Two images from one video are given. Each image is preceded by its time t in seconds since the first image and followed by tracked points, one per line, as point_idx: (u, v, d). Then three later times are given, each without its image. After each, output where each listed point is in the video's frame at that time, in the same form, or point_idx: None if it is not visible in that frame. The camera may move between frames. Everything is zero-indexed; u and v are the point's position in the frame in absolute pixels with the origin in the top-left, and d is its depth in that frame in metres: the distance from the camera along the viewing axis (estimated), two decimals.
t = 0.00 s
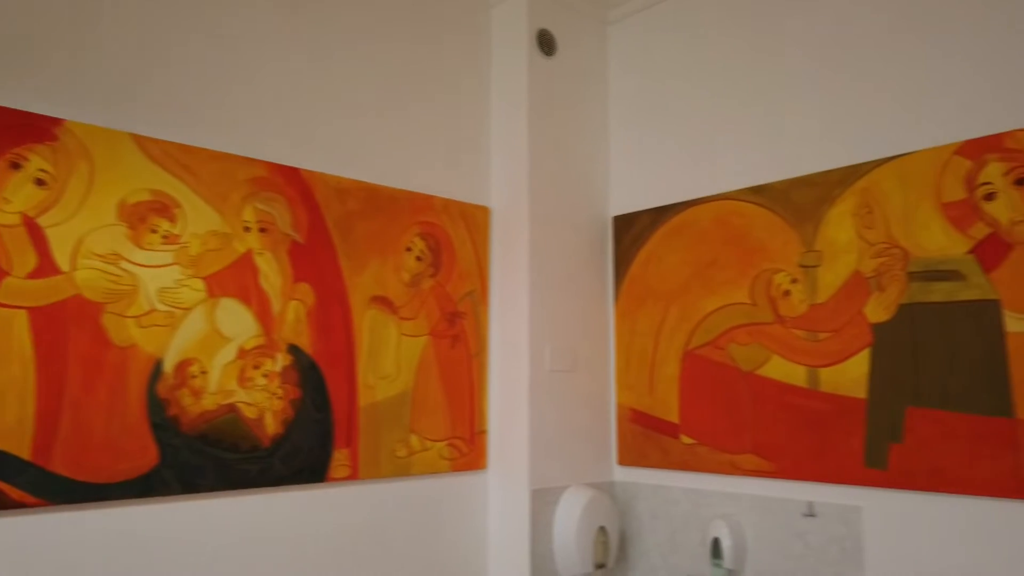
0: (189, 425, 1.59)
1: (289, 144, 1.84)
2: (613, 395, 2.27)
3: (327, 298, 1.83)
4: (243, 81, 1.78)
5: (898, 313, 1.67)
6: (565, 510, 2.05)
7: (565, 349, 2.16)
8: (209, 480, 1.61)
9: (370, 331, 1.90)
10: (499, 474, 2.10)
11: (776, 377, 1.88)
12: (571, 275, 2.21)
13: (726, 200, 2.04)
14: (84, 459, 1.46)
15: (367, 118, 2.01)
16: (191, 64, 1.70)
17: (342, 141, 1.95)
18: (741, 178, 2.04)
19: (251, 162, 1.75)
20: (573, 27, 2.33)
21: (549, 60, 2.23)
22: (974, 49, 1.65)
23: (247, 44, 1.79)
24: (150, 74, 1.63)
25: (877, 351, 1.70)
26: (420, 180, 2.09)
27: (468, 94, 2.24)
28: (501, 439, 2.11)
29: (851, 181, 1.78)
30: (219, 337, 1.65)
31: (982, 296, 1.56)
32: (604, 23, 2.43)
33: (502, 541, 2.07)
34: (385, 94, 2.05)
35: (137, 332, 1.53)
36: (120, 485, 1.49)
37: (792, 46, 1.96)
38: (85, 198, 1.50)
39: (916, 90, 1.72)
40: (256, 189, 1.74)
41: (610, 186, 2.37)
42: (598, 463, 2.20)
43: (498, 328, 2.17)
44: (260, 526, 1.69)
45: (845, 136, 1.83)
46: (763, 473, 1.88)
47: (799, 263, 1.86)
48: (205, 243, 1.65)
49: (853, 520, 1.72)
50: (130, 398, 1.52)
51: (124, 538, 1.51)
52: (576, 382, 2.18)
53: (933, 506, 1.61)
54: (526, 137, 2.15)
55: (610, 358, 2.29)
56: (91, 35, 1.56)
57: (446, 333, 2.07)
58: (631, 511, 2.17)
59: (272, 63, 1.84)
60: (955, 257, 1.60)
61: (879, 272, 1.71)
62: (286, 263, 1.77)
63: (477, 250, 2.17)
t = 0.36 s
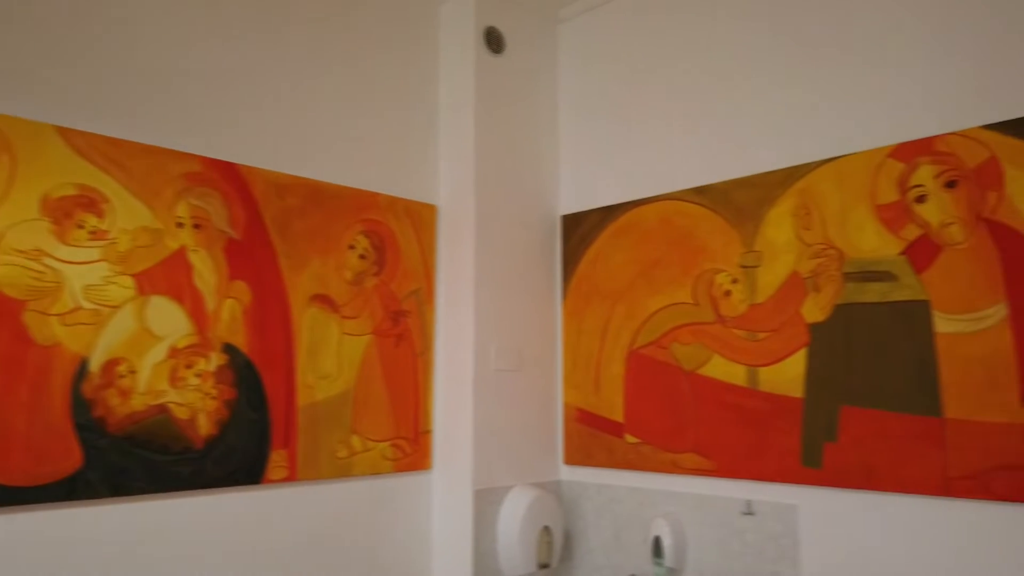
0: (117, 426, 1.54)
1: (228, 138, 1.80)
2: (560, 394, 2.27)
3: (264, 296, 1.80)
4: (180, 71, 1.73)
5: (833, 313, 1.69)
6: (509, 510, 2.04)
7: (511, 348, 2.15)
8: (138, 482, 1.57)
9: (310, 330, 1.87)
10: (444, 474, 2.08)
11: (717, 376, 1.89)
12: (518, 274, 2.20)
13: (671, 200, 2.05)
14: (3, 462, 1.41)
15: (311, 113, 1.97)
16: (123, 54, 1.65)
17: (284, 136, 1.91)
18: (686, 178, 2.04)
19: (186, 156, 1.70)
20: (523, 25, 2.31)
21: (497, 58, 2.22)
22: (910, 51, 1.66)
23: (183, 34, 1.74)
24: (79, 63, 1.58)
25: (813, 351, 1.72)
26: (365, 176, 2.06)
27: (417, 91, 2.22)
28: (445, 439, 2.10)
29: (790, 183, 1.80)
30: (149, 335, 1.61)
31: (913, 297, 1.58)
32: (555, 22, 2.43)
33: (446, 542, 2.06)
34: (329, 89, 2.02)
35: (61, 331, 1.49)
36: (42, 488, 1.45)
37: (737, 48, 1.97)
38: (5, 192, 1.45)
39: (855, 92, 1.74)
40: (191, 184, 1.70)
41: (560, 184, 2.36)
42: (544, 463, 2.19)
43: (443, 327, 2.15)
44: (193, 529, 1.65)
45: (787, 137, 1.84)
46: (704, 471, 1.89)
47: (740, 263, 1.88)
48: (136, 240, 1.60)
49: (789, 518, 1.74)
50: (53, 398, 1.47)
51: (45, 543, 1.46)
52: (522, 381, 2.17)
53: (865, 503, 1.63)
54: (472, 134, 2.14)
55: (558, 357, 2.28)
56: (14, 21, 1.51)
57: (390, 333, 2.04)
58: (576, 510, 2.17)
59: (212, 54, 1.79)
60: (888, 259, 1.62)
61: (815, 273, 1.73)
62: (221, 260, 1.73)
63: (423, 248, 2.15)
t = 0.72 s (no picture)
0: (38, 426, 1.49)
1: (162, 130, 1.75)
2: (506, 393, 2.26)
3: (198, 292, 1.76)
4: (111, 59, 1.67)
5: (769, 312, 1.71)
6: (451, 509, 2.03)
7: (455, 347, 2.13)
8: (61, 484, 1.52)
9: (246, 328, 1.84)
10: (386, 474, 2.06)
11: (658, 375, 1.90)
12: (463, 272, 2.19)
13: (615, 199, 2.05)
14: None
15: (250, 105, 1.93)
16: (50, 39, 1.58)
17: (222, 129, 1.86)
18: (630, 177, 2.05)
19: (115, 148, 1.65)
20: (469, 21, 2.30)
21: (442, 53, 2.20)
22: (844, 54, 1.68)
23: (115, 20, 1.68)
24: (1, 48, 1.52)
25: (749, 349, 1.74)
26: (306, 171, 2.03)
27: (361, 86, 2.19)
28: (387, 438, 2.07)
29: (729, 183, 1.81)
30: (74, 332, 1.56)
31: (845, 297, 1.60)
32: (502, 19, 2.41)
33: (387, 542, 2.04)
34: (270, 82, 1.98)
35: None
36: None
37: (680, 48, 1.98)
38: None
39: (792, 93, 1.75)
40: (120, 177, 1.65)
41: (507, 182, 2.35)
42: (489, 462, 2.18)
43: (387, 325, 2.13)
44: (121, 531, 1.60)
45: (727, 137, 1.85)
46: (644, 470, 1.90)
47: (681, 263, 1.89)
48: (60, 233, 1.55)
49: (726, 515, 1.75)
50: None
51: None
52: (466, 380, 2.15)
53: (798, 500, 1.65)
54: (417, 130, 2.11)
55: (503, 356, 2.27)
56: None
57: (331, 330, 2.01)
58: (520, 508, 2.17)
59: (145, 43, 1.73)
60: (821, 259, 1.64)
61: (752, 273, 1.75)
62: (152, 255, 1.69)
63: (366, 245, 2.12)
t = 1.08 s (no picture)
0: None
1: (100, 125, 1.72)
2: (452, 394, 2.26)
3: (135, 291, 1.73)
4: (45, 52, 1.64)
5: (706, 314, 1.75)
6: (395, 510, 2.02)
7: (401, 347, 2.13)
8: None
9: (185, 327, 1.81)
10: (329, 475, 2.05)
11: (600, 375, 1.93)
12: (410, 272, 2.19)
13: (560, 202, 2.07)
14: None
15: (192, 102, 1.90)
16: None
17: (163, 125, 1.84)
18: (575, 180, 2.07)
19: (48, 143, 1.62)
20: (418, 23, 2.30)
21: (390, 53, 2.20)
22: (780, 62, 1.72)
23: (50, 12, 1.65)
24: None
25: (687, 350, 1.77)
26: (250, 170, 2.01)
27: (308, 85, 2.18)
28: (330, 439, 2.06)
29: (670, 187, 1.85)
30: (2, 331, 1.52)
31: (778, 300, 1.65)
32: (451, 21, 2.42)
33: (329, 544, 2.02)
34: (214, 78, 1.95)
35: None
36: None
37: (623, 54, 2.02)
38: None
39: (730, 101, 1.79)
40: (53, 172, 1.62)
41: (455, 183, 2.36)
42: (434, 463, 2.18)
43: (332, 325, 2.12)
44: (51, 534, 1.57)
45: (669, 142, 1.89)
46: (586, 469, 1.92)
47: (623, 265, 1.92)
48: None
49: (664, 513, 1.78)
50: None
51: None
52: (412, 380, 2.15)
53: (733, 499, 1.69)
54: (364, 130, 2.11)
55: (450, 357, 2.28)
56: None
57: (273, 330, 2.00)
58: (465, 509, 2.18)
59: (83, 36, 1.70)
60: (756, 262, 1.69)
61: (691, 275, 1.79)
62: (87, 253, 1.65)
63: (311, 244, 2.11)
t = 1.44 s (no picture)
0: None
1: (45, 124, 1.70)
2: (404, 396, 2.28)
3: (80, 292, 1.72)
4: None
5: (651, 319, 1.80)
6: (345, 512, 2.03)
7: (352, 350, 2.14)
8: None
9: (131, 330, 1.80)
10: (278, 477, 2.05)
11: (549, 378, 1.96)
12: (363, 276, 2.20)
13: (511, 207, 2.11)
14: None
15: (141, 103, 1.89)
16: None
17: (111, 125, 1.82)
18: (526, 186, 2.10)
19: None
20: (373, 27, 2.32)
21: (344, 57, 2.21)
22: (723, 75, 1.77)
23: None
24: None
25: (632, 354, 1.82)
26: (201, 171, 2.00)
27: (261, 87, 2.17)
28: (280, 441, 2.07)
29: (617, 195, 1.89)
30: None
31: (718, 305, 1.70)
32: (407, 26, 2.44)
33: (278, 546, 2.03)
34: (164, 79, 1.94)
35: None
36: None
37: (574, 63, 2.05)
38: None
39: (676, 110, 1.84)
40: None
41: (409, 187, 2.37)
42: (385, 465, 2.19)
43: (283, 328, 2.12)
44: None
45: (617, 150, 1.93)
46: (535, 471, 1.96)
47: (572, 270, 1.96)
48: None
49: (609, 514, 1.82)
50: None
51: None
52: (364, 383, 2.16)
53: (674, 499, 1.73)
54: (316, 133, 2.12)
55: (403, 360, 2.29)
56: None
57: (222, 333, 1.99)
58: (416, 510, 2.19)
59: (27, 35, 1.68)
60: (698, 269, 1.74)
61: (637, 281, 1.84)
62: (30, 254, 1.64)
63: (262, 247, 2.11)
